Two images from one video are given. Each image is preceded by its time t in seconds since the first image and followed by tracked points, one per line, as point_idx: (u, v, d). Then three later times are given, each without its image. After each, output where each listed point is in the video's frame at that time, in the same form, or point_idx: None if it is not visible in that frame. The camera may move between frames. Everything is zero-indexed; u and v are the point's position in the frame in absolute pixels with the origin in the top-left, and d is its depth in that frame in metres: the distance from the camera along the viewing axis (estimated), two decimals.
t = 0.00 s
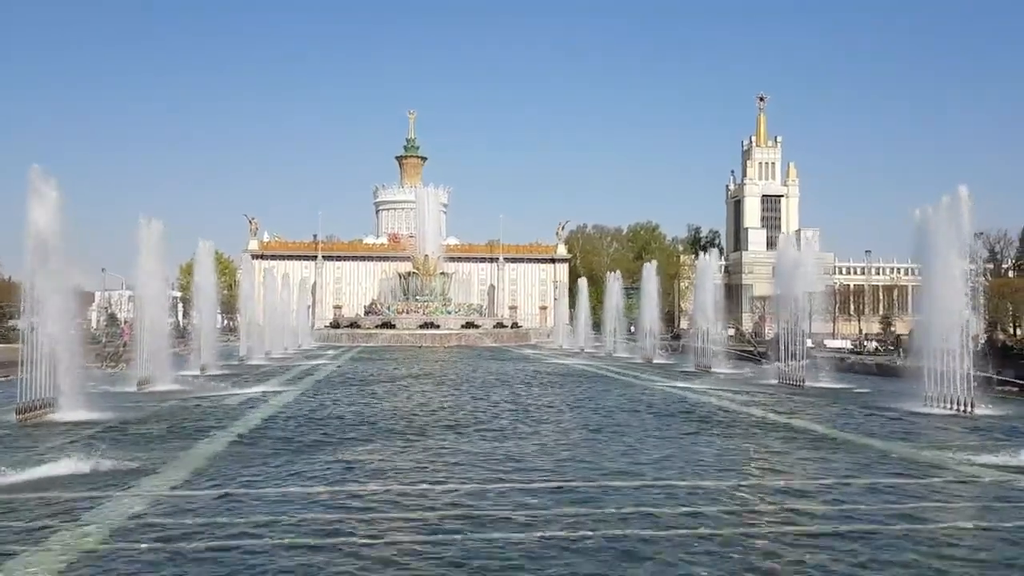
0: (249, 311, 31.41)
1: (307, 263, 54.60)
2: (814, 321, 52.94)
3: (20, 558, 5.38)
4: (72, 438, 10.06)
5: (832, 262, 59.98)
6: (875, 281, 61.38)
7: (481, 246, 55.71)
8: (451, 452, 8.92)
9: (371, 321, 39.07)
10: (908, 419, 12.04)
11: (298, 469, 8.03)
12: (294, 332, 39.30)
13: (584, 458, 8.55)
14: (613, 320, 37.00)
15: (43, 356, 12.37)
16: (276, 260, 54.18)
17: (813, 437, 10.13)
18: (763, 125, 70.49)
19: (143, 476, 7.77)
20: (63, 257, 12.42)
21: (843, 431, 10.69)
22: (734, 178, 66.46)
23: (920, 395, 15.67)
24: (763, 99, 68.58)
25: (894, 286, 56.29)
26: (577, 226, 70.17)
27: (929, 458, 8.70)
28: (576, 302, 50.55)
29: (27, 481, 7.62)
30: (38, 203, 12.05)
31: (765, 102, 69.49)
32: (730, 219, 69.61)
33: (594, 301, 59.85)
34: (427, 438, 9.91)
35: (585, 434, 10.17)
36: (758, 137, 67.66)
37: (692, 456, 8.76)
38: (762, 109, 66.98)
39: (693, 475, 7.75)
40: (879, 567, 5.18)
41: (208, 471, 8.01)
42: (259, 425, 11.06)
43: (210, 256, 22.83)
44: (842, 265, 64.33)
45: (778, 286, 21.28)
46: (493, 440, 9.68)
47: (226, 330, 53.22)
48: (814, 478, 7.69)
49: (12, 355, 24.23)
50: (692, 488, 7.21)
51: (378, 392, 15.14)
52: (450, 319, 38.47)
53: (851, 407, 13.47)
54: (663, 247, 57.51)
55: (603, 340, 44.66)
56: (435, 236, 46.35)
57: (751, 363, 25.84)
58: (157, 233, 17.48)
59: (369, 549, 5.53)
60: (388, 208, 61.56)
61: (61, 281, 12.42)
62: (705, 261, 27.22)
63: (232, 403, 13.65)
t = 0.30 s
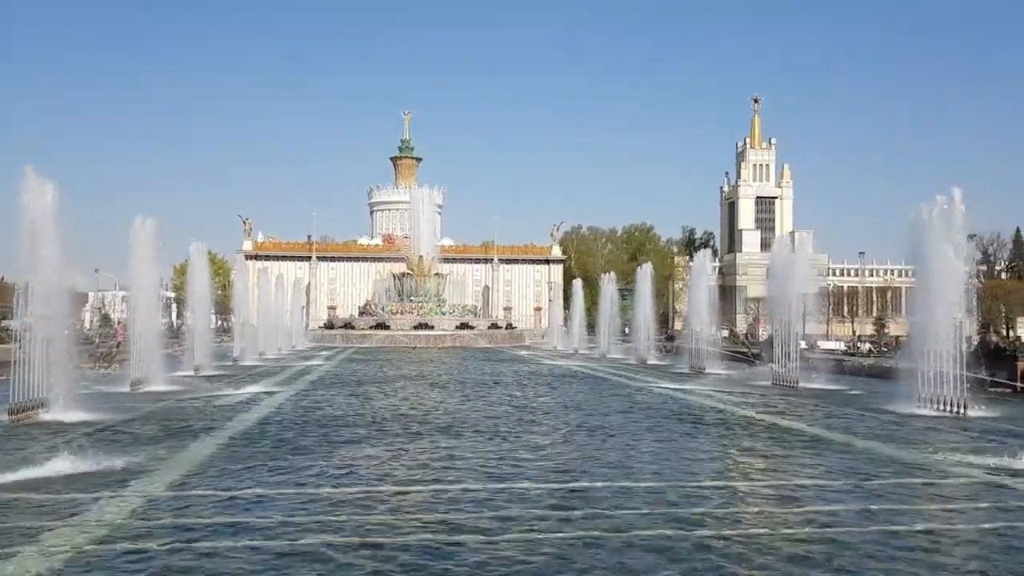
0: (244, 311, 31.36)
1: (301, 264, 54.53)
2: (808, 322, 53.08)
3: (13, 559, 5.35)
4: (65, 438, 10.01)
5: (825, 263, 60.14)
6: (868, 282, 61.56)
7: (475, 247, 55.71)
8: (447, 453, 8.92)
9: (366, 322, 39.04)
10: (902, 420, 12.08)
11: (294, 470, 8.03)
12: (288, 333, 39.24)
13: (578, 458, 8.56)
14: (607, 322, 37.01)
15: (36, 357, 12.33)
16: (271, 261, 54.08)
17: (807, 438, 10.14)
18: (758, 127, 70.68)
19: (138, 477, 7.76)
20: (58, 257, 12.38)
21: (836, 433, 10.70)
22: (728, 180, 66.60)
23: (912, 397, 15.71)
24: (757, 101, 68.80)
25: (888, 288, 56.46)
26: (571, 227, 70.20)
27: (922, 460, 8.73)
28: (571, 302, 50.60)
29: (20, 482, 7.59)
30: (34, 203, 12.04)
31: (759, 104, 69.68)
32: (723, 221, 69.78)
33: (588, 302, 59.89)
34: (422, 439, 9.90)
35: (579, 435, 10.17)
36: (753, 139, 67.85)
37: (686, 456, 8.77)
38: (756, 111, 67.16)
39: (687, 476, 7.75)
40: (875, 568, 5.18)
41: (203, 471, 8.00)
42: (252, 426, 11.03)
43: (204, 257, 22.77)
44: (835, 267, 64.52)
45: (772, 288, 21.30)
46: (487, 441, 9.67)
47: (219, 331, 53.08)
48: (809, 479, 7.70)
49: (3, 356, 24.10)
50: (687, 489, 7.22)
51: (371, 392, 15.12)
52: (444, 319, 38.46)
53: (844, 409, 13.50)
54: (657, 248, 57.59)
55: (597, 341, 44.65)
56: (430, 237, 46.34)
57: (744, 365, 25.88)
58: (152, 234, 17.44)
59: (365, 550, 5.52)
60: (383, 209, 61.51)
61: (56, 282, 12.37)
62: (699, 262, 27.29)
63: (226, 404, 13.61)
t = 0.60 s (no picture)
0: (242, 307, 31.32)
1: (299, 260, 54.44)
2: (805, 319, 53.13)
3: (10, 555, 5.35)
4: (62, 434, 10.01)
5: (823, 260, 60.18)
6: (865, 279, 61.61)
7: (473, 243, 55.70)
8: (445, 450, 8.91)
9: (364, 319, 38.99)
10: (899, 417, 12.11)
11: (289, 467, 7.99)
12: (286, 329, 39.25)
13: (576, 455, 8.57)
14: (605, 318, 37.02)
15: (33, 353, 12.31)
16: (268, 257, 54.06)
17: (804, 436, 10.15)
18: (756, 123, 70.63)
19: (133, 473, 7.73)
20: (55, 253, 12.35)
21: (833, 429, 10.72)
22: (726, 177, 66.61)
23: (910, 394, 15.72)
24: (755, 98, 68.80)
25: (886, 285, 56.50)
26: (569, 224, 70.17)
27: (918, 457, 8.75)
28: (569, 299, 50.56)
29: (18, 477, 7.59)
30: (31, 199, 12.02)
31: (757, 101, 69.68)
32: (722, 218, 69.76)
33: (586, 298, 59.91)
34: (420, 435, 9.91)
35: (577, 432, 10.17)
36: (751, 136, 67.84)
37: (683, 453, 8.78)
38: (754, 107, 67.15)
39: (684, 472, 7.77)
40: (872, 566, 5.17)
41: (199, 468, 7.97)
42: (249, 422, 11.02)
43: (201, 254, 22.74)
44: (833, 264, 64.56)
45: (770, 286, 21.30)
46: (485, 438, 9.69)
47: (217, 327, 53.07)
48: (806, 476, 7.67)
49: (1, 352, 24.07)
50: (684, 485, 7.23)
51: (368, 389, 15.12)
52: (442, 316, 38.44)
53: (841, 406, 13.52)
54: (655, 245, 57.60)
55: (595, 338, 44.66)
56: (428, 233, 46.25)
57: (742, 361, 25.90)
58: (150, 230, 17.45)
59: (359, 548, 5.48)
60: (381, 205, 61.45)
61: (53, 278, 12.34)
62: (698, 259, 27.30)
63: (223, 401, 13.60)
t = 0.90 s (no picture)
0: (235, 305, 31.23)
1: (292, 258, 54.35)
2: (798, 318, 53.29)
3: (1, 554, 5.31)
4: (54, 433, 9.95)
5: (816, 259, 60.34)
6: (858, 277, 61.80)
7: (467, 241, 55.72)
8: (439, 448, 8.89)
9: (357, 317, 38.92)
10: (892, 416, 12.14)
11: (285, 465, 7.99)
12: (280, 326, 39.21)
13: (569, 453, 8.57)
14: (599, 315, 37.06)
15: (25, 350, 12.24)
16: (262, 255, 54.00)
17: (798, 434, 10.16)
18: (750, 123, 70.79)
19: (127, 471, 7.71)
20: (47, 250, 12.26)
21: (826, 427, 10.74)
22: (720, 175, 66.74)
23: (902, 392, 15.77)
24: (749, 97, 68.96)
25: (878, 283, 56.70)
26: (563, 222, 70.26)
27: (911, 455, 8.78)
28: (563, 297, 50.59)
29: (9, 476, 7.54)
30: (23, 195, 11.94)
31: (751, 100, 69.91)
32: (715, 217, 69.90)
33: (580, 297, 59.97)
34: (413, 433, 9.89)
35: (571, 430, 10.17)
36: (744, 134, 67.99)
37: (677, 452, 8.78)
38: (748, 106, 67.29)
39: (678, 471, 7.77)
40: (867, 565, 5.17)
41: (195, 466, 7.94)
42: (242, 420, 10.98)
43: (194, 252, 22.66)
44: (826, 262, 64.77)
45: (764, 284, 21.32)
46: (479, 436, 9.68)
47: (210, 325, 52.97)
48: (801, 474, 7.71)
49: None
50: (678, 484, 7.23)
51: (362, 387, 15.08)
52: (436, 314, 38.44)
53: (835, 404, 13.54)
54: (649, 243, 57.67)
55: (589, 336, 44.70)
56: (422, 231, 46.20)
57: (735, 359, 25.97)
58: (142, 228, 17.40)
59: (356, 547, 5.47)
60: (375, 203, 61.39)
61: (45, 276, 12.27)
62: (692, 257, 27.39)
63: (216, 399, 13.54)
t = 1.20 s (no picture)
0: (221, 303, 31.10)
1: (278, 255, 54.16)
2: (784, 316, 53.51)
3: None
4: (38, 431, 9.87)
5: (802, 257, 60.59)
6: (843, 275, 62.16)
7: (454, 239, 55.68)
8: (427, 445, 8.88)
9: (344, 315, 38.80)
10: (878, 412, 12.22)
11: (272, 462, 7.95)
12: (266, 324, 39.11)
13: (558, 451, 8.57)
14: (586, 312, 37.12)
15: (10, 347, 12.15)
16: (248, 252, 53.79)
17: (785, 431, 10.21)
18: (736, 121, 71.04)
19: (114, 469, 7.67)
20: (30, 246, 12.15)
21: (813, 424, 10.81)
22: (707, 173, 66.95)
23: (888, 390, 15.84)
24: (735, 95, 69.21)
25: (863, 281, 56.98)
26: (550, 219, 70.31)
27: (897, 452, 8.84)
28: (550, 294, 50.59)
29: None
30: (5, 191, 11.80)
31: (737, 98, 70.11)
32: (701, 215, 70.15)
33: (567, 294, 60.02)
34: (400, 431, 9.88)
35: (559, 427, 10.20)
36: (731, 133, 68.22)
37: (666, 448, 8.81)
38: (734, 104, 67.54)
39: (666, 467, 7.79)
40: (855, 560, 5.22)
41: (181, 463, 7.91)
42: (228, 418, 10.92)
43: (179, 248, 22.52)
44: (812, 260, 65.09)
45: (750, 283, 21.35)
46: (467, 433, 9.68)
47: (195, 323, 52.70)
48: (789, 471, 7.75)
49: None
50: (666, 480, 7.26)
51: (349, 385, 15.05)
52: (423, 312, 38.36)
53: (821, 401, 13.61)
54: (636, 241, 57.79)
55: (576, 333, 44.74)
56: (409, 228, 46.08)
57: (721, 357, 26.07)
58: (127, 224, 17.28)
59: (348, 543, 5.47)
60: (361, 200, 61.21)
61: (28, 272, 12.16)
62: (678, 255, 27.47)
63: (201, 396, 13.47)
